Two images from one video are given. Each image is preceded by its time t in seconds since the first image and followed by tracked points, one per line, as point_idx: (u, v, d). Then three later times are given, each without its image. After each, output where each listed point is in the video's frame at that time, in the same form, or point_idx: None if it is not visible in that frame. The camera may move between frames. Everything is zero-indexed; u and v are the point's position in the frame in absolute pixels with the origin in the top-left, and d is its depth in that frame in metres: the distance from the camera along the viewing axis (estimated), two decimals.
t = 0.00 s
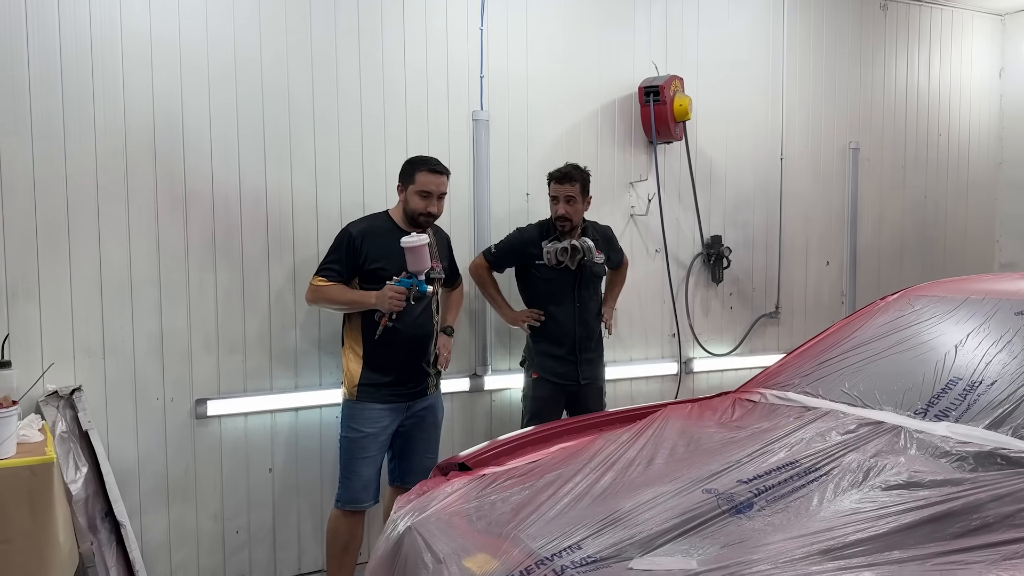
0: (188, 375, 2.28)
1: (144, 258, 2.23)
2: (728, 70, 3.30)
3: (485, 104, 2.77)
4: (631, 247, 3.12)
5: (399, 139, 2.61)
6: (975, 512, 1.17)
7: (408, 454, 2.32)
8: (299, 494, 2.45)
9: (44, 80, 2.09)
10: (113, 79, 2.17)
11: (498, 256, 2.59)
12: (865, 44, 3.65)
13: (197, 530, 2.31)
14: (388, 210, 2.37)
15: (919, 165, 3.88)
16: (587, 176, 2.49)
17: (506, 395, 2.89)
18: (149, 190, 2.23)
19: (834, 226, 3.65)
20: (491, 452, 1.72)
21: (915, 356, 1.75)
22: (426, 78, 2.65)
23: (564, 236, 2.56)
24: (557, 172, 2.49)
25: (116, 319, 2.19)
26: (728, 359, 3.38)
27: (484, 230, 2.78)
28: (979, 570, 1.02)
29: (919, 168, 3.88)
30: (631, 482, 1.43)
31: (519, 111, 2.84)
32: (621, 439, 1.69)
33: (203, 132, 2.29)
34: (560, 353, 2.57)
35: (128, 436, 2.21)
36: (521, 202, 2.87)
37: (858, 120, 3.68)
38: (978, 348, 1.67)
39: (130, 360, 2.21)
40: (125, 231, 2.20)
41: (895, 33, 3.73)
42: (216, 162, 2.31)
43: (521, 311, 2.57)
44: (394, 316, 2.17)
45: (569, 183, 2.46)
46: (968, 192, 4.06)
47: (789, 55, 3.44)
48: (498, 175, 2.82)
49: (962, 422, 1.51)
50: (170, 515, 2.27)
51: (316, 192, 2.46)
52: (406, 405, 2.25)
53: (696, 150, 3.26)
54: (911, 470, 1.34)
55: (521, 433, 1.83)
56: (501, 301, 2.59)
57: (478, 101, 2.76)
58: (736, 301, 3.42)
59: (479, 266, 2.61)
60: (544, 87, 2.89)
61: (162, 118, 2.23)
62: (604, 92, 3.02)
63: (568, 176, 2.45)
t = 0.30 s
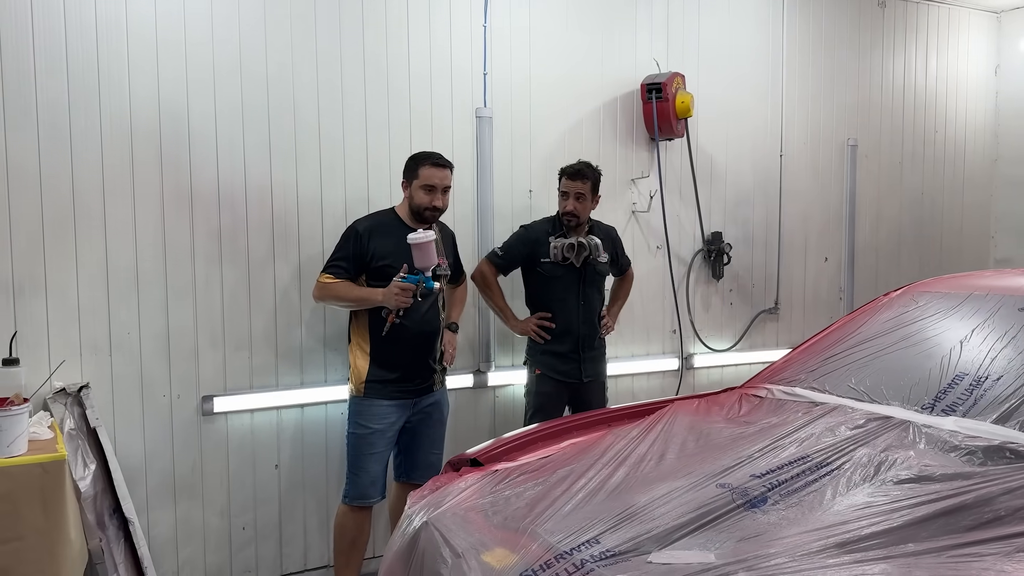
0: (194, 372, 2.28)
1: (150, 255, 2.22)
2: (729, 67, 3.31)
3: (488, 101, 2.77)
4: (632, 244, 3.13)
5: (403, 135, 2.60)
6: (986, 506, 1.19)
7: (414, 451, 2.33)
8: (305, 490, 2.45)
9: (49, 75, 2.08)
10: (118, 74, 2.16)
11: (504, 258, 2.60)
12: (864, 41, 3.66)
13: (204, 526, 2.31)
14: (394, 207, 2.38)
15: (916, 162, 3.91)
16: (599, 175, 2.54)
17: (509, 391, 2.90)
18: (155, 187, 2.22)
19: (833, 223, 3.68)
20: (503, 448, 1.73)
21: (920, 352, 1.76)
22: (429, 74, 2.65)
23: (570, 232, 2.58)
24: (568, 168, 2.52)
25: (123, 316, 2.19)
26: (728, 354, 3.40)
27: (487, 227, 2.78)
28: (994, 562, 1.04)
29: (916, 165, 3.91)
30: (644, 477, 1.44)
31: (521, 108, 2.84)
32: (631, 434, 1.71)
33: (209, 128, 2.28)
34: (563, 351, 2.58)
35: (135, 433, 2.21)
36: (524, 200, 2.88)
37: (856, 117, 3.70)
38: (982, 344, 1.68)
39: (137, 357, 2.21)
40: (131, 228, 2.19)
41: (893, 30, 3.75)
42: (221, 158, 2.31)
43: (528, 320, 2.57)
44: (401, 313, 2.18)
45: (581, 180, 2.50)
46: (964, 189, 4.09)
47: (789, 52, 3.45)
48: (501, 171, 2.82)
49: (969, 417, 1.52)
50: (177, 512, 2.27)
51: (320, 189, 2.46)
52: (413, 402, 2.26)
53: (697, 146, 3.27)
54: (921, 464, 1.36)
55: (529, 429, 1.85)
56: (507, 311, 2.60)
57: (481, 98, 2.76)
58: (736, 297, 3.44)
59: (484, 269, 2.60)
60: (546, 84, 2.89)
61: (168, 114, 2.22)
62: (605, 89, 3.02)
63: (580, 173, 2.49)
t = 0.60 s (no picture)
0: (191, 369, 2.27)
1: (147, 251, 2.20)
2: (722, 64, 3.33)
3: (484, 97, 2.77)
4: (627, 240, 3.15)
5: (399, 132, 2.60)
6: (986, 498, 1.22)
7: (412, 447, 2.34)
8: (303, 487, 2.45)
9: (43, 68, 2.05)
10: (114, 69, 2.13)
11: (502, 254, 2.60)
12: (854, 39, 3.70)
13: (202, 523, 2.30)
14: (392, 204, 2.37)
15: (905, 159, 3.96)
16: (600, 175, 2.55)
17: (505, 387, 2.90)
18: (152, 183, 2.20)
19: (823, 219, 3.71)
20: (505, 444, 1.74)
21: (916, 347, 1.79)
22: (426, 70, 2.64)
23: (569, 230, 2.60)
24: (569, 167, 2.54)
25: (120, 313, 2.17)
26: (721, 350, 3.43)
27: (484, 224, 2.78)
28: (994, 552, 1.06)
29: (905, 162, 3.96)
30: (648, 472, 1.46)
31: (517, 104, 2.84)
32: (633, 429, 1.72)
33: (206, 123, 2.26)
34: (559, 348, 2.59)
35: (133, 431, 2.20)
36: (520, 198, 2.88)
37: (847, 115, 3.73)
38: (976, 339, 1.71)
39: (134, 354, 2.19)
40: (128, 224, 2.17)
41: (883, 28, 3.79)
42: (219, 153, 2.29)
43: (524, 317, 2.58)
44: (400, 310, 2.18)
45: (583, 179, 2.52)
46: (951, 185, 4.14)
47: (781, 50, 3.48)
48: (497, 168, 2.83)
49: (966, 410, 1.55)
50: (175, 509, 2.26)
51: (317, 185, 2.45)
52: (412, 398, 2.27)
53: (691, 143, 3.29)
54: (920, 457, 1.38)
55: (530, 426, 1.86)
56: (504, 307, 2.60)
57: (477, 95, 2.75)
58: (729, 293, 3.47)
59: (481, 267, 2.61)
60: (542, 80, 2.89)
61: (165, 109, 2.21)
62: (600, 86, 3.03)
63: (582, 172, 2.51)
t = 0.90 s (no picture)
0: (178, 369, 2.25)
1: (134, 250, 2.18)
2: (708, 65, 3.36)
3: (473, 96, 2.77)
4: (613, 239, 3.16)
5: (387, 129, 2.59)
6: (972, 492, 1.25)
7: (401, 446, 2.33)
8: (290, 486, 2.44)
9: (27, 64, 2.02)
10: (100, 65, 2.11)
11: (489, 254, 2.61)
12: (836, 40, 3.75)
13: (189, 523, 2.28)
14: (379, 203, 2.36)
15: (885, 159, 4.02)
16: (586, 173, 2.56)
17: (493, 385, 2.90)
18: (138, 181, 2.18)
19: (806, 218, 3.76)
20: (497, 442, 1.75)
21: (901, 345, 1.83)
22: (413, 68, 2.64)
23: (556, 229, 2.61)
24: (556, 166, 2.55)
25: (106, 312, 2.15)
26: (706, 348, 3.47)
27: (471, 223, 2.78)
28: (982, 545, 1.09)
29: (886, 162, 4.02)
30: (641, 468, 1.47)
31: (505, 103, 2.85)
32: (624, 427, 1.73)
33: (193, 120, 2.24)
34: (548, 347, 2.60)
35: (119, 431, 2.18)
36: (507, 197, 2.89)
37: (829, 115, 3.78)
38: (960, 336, 1.75)
39: (121, 353, 2.17)
40: (114, 223, 2.15)
41: (864, 30, 3.84)
42: (206, 150, 2.27)
43: (512, 316, 2.59)
44: (390, 310, 2.17)
45: (569, 178, 2.52)
46: (931, 185, 4.21)
47: (765, 51, 3.52)
48: (485, 167, 2.83)
49: (951, 406, 1.58)
50: (162, 510, 2.24)
51: (305, 183, 2.44)
52: (400, 397, 2.26)
53: (677, 142, 3.31)
54: (908, 452, 1.41)
55: (520, 425, 1.86)
56: (491, 307, 2.61)
57: (465, 94, 2.75)
58: (713, 291, 3.51)
59: (469, 266, 2.61)
60: (529, 78, 2.90)
61: (152, 107, 2.18)
62: (586, 86, 3.04)
63: (568, 171, 2.51)
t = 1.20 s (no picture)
0: (171, 370, 2.27)
1: (127, 252, 2.20)
2: (696, 68, 3.40)
3: (463, 98, 2.79)
4: (602, 241, 3.20)
5: (379, 131, 2.60)
6: (956, 488, 1.28)
7: (393, 446, 2.35)
8: (282, 487, 2.46)
9: (21, 68, 2.05)
10: (93, 68, 2.13)
11: (479, 256, 2.63)
12: (822, 44, 3.81)
13: (181, 523, 2.30)
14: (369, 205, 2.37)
15: (870, 162, 4.08)
16: (575, 175, 2.59)
17: (484, 386, 2.92)
18: (131, 183, 2.20)
19: (792, 219, 3.82)
20: (490, 441, 1.77)
21: (886, 344, 1.86)
22: (405, 69, 2.65)
23: (546, 231, 2.63)
24: (544, 168, 2.57)
25: (98, 314, 2.17)
26: (694, 347, 3.51)
27: (462, 225, 2.80)
28: (964, 539, 1.13)
29: (870, 164, 4.08)
30: (634, 466, 1.49)
31: (496, 106, 2.87)
32: (615, 425, 1.76)
33: (185, 123, 2.26)
34: (538, 347, 2.62)
35: (113, 432, 2.20)
36: (498, 198, 2.91)
37: (815, 118, 3.84)
38: (944, 336, 1.79)
39: (114, 355, 2.19)
40: (107, 225, 2.17)
41: (849, 33, 3.90)
42: (198, 153, 2.29)
43: (502, 317, 2.61)
44: (381, 311, 2.18)
45: (558, 180, 2.54)
46: (915, 186, 4.28)
47: (752, 54, 3.57)
48: (476, 168, 2.85)
49: (935, 405, 1.62)
50: (155, 510, 2.26)
51: (297, 185, 2.46)
52: (392, 397, 2.27)
53: (665, 144, 3.35)
54: (894, 450, 1.44)
55: (513, 425, 1.88)
56: (482, 308, 2.62)
57: (456, 96, 2.77)
58: (701, 291, 3.55)
59: (459, 268, 2.63)
60: (520, 81, 2.92)
61: (144, 110, 2.21)
62: (576, 88, 3.07)
63: (557, 173, 2.54)
